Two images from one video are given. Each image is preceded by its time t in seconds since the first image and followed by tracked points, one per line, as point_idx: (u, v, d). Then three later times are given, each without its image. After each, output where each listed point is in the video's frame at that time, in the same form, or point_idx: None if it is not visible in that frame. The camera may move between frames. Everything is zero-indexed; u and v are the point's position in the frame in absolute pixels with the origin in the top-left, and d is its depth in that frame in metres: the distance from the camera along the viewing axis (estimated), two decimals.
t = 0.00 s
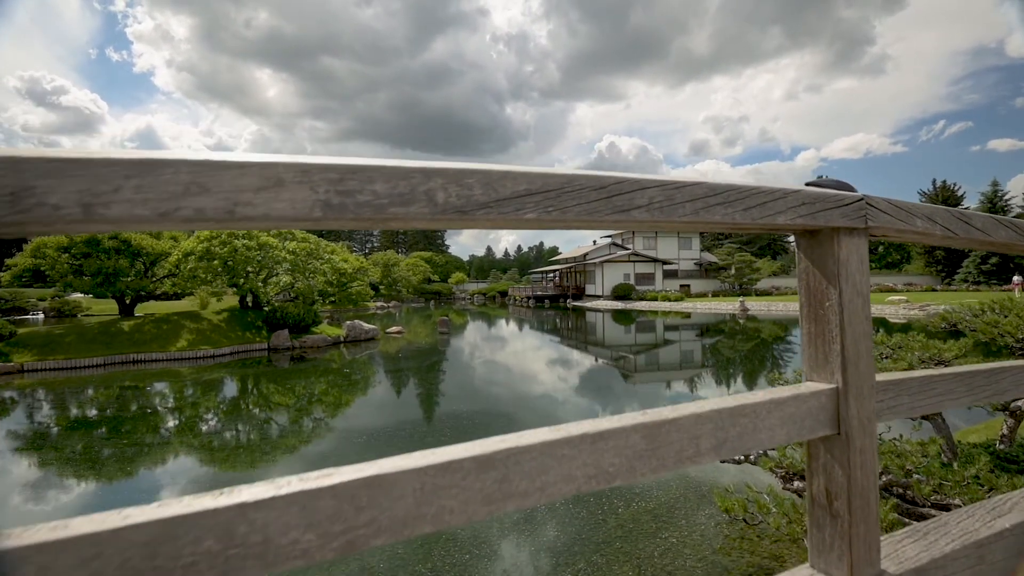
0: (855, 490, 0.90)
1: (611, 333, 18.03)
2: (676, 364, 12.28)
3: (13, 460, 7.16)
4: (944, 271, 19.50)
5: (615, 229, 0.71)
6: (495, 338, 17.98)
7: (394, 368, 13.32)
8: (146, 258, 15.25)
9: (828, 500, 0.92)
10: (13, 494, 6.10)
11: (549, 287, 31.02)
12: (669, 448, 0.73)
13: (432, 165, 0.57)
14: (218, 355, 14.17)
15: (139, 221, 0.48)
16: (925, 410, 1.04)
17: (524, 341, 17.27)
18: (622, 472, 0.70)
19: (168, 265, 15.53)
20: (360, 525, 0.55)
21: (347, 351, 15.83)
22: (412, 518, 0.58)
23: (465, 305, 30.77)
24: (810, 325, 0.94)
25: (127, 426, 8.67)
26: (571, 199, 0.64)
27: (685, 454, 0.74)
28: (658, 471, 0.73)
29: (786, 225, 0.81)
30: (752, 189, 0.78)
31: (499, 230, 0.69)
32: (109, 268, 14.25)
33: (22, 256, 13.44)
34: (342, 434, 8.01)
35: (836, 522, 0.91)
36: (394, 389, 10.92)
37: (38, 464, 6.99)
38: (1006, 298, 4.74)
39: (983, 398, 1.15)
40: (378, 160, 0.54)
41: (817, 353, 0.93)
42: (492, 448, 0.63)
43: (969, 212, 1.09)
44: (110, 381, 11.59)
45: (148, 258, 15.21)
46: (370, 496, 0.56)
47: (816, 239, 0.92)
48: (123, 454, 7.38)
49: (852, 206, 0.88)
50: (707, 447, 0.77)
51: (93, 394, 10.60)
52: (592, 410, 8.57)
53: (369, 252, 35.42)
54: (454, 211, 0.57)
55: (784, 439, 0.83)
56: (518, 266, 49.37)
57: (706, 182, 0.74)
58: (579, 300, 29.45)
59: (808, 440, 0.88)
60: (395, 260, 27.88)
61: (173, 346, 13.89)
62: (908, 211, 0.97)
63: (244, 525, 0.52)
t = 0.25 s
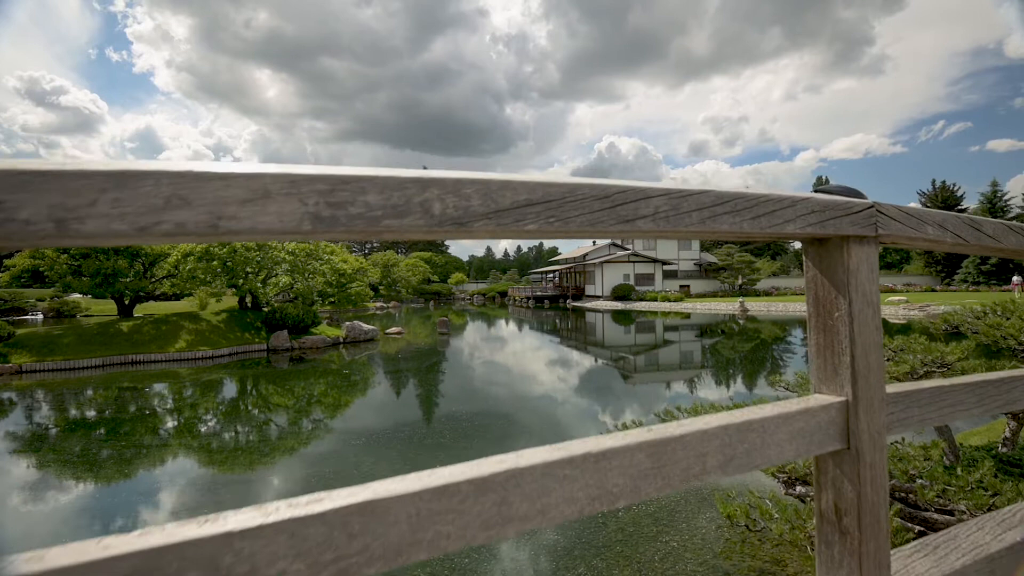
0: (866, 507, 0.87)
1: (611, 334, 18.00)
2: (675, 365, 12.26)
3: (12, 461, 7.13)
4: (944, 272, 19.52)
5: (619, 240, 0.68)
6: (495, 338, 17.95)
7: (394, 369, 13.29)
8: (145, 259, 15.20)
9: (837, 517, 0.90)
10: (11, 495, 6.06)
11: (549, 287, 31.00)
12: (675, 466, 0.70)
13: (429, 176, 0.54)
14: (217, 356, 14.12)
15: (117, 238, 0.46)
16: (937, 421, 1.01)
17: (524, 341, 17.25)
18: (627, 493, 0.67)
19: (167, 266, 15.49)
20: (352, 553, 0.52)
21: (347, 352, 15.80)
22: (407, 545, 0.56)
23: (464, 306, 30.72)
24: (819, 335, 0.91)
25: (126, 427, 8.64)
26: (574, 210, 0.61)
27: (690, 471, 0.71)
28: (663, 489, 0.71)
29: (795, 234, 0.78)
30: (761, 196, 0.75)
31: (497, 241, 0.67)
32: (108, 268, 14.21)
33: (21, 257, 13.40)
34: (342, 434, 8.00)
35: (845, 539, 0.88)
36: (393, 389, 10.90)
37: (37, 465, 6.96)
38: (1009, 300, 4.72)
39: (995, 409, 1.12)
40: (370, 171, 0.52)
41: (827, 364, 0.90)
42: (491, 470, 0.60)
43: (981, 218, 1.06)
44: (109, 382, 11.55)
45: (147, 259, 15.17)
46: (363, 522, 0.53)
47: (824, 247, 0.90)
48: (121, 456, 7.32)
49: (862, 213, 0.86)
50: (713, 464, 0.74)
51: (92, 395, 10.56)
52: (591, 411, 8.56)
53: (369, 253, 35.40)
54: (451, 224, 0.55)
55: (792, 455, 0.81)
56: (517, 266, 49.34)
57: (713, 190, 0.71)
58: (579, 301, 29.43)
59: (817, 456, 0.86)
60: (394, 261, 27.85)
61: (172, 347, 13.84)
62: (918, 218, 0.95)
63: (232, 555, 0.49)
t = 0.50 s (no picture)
0: (877, 525, 0.84)
1: (611, 335, 17.96)
2: (675, 366, 12.23)
3: (11, 462, 7.09)
4: (944, 272, 19.49)
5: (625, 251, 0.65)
6: (494, 339, 17.92)
7: (393, 370, 13.25)
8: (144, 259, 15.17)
9: (846, 535, 0.87)
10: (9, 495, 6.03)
11: (548, 287, 30.97)
12: (682, 487, 0.67)
13: (424, 188, 0.51)
14: (216, 357, 14.09)
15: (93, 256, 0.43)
16: (948, 434, 0.98)
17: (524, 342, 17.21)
18: (631, 515, 0.64)
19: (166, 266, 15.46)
20: None
21: (346, 353, 15.76)
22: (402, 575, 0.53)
23: (464, 306, 30.69)
24: (828, 347, 0.88)
25: (125, 428, 8.60)
26: (576, 222, 0.58)
27: (697, 493, 0.69)
28: (669, 512, 0.68)
29: (805, 244, 0.75)
30: (771, 205, 0.73)
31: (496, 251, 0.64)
32: (107, 269, 14.17)
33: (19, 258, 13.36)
34: (342, 435, 7.97)
35: (856, 558, 0.85)
36: (393, 390, 10.87)
37: (35, 467, 6.92)
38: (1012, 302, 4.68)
39: (1005, 420, 1.09)
40: (364, 184, 0.49)
41: (836, 378, 0.87)
42: (490, 495, 0.58)
43: (991, 226, 1.04)
44: (108, 383, 11.52)
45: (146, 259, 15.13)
46: (356, 551, 0.50)
47: (834, 257, 0.87)
48: (119, 458, 7.27)
49: (873, 222, 0.83)
50: (721, 484, 0.72)
51: (90, 396, 10.52)
52: (591, 411, 8.54)
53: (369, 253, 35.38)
54: (448, 238, 0.52)
55: (802, 472, 0.78)
56: (517, 267, 49.30)
57: (721, 200, 0.68)
58: (579, 301, 29.40)
59: (827, 472, 0.83)
60: (394, 261, 27.82)
61: (171, 348, 13.81)
62: (929, 226, 0.92)
63: None
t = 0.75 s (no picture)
0: (889, 544, 0.82)
1: (610, 335, 17.94)
2: (675, 367, 12.20)
3: (9, 464, 7.06)
4: (944, 273, 19.48)
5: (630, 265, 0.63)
6: (494, 340, 17.89)
7: (393, 371, 13.22)
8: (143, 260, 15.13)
9: (858, 554, 0.84)
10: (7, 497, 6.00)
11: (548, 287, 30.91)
12: (688, 510, 0.65)
13: (418, 202, 0.49)
14: (215, 358, 14.06)
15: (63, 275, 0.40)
16: (959, 448, 0.96)
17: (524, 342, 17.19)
18: (636, 541, 0.61)
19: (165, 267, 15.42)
20: None
21: (345, 354, 15.72)
22: None
23: (463, 307, 30.68)
24: (838, 361, 0.86)
25: (123, 429, 8.56)
26: (581, 237, 0.55)
27: (706, 516, 0.66)
28: (676, 536, 0.65)
29: (817, 256, 0.72)
30: (781, 216, 0.70)
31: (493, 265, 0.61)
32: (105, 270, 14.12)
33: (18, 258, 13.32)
34: (342, 436, 7.94)
35: None
36: (392, 392, 10.83)
37: (34, 468, 6.89)
38: (1014, 305, 4.65)
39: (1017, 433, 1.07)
40: (354, 199, 0.46)
41: (846, 392, 0.85)
42: (489, 522, 0.55)
43: (1004, 235, 1.01)
44: (107, 384, 11.48)
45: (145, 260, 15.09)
46: None
47: (845, 269, 0.84)
48: (117, 460, 7.19)
49: (885, 232, 0.80)
50: (729, 505, 0.69)
51: (89, 397, 10.49)
52: (590, 412, 8.53)
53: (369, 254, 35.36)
54: (444, 255, 0.49)
55: (813, 492, 0.75)
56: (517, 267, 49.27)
57: (729, 212, 0.66)
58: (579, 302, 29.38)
59: (838, 491, 0.81)
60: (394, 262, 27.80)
61: (170, 350, 13.77)
62: (942, 235, 0.89)
63: None
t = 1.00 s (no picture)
0: (902, 566, 0.79)
1: (610, 336, 17.92)
2: (675, 368, 12.17)
3: (7, 465, 7.04)
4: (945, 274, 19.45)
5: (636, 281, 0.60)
6: (494, 340, 17.87)
7: (392, 372, 13.19)
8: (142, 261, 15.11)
9: None
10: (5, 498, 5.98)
11: (547, 288, 30.88)
12: (697, 536, 0.62)
13: (413, 220, 0.46)
14: (214, 360, 14.03)
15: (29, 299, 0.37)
16: (973, 465, 0.93)
17: (524, 343, 17.16)
18: (641, 569, 0.59)
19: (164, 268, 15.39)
20: None
21: (345, 355, 15.70)
22: None
23: (463, 308, 30.66)
24: (849, 375, 0.83)
25: (122, 431, 8.53)
26: (584, 253, 0.53)
27: (714, 541, 0.63)
28: (684, 563, 0.62)
29: (830, 269, 0.70)
30: (793, 228, 0.67)
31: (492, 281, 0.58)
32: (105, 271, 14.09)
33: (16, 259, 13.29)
34: (341, 437, 7.93)
35: None
36: (391, 393, 10.81)
37: (32, 469, 6.87)
38: (1017, 308, 4.62)
39: None
40: (345, 216, 0.43)
41: (857, 408, 0.82)
42: (487, 553, 0.52)
43: (1017, 244, 0.98)
44: (106, 386, 11.45)
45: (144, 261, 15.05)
46: None
47: (855, 281, 0.81)
48: (115, 463, 7.14)
49: (898, 243, 0.78)
50: (738, 530, 0.66)
51: (88, 399, 10.47)
52: (590, 412, 8.53)
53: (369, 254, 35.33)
54: (440, 275, 0.47)
55: (823, 513, 0.73)
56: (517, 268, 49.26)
57: (739, 225, 0.63)
58: (579, 302, 29.35)
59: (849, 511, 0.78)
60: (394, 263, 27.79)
61: (169, 351, 13.74)
62: (955, 246, 0.87)
63: None
